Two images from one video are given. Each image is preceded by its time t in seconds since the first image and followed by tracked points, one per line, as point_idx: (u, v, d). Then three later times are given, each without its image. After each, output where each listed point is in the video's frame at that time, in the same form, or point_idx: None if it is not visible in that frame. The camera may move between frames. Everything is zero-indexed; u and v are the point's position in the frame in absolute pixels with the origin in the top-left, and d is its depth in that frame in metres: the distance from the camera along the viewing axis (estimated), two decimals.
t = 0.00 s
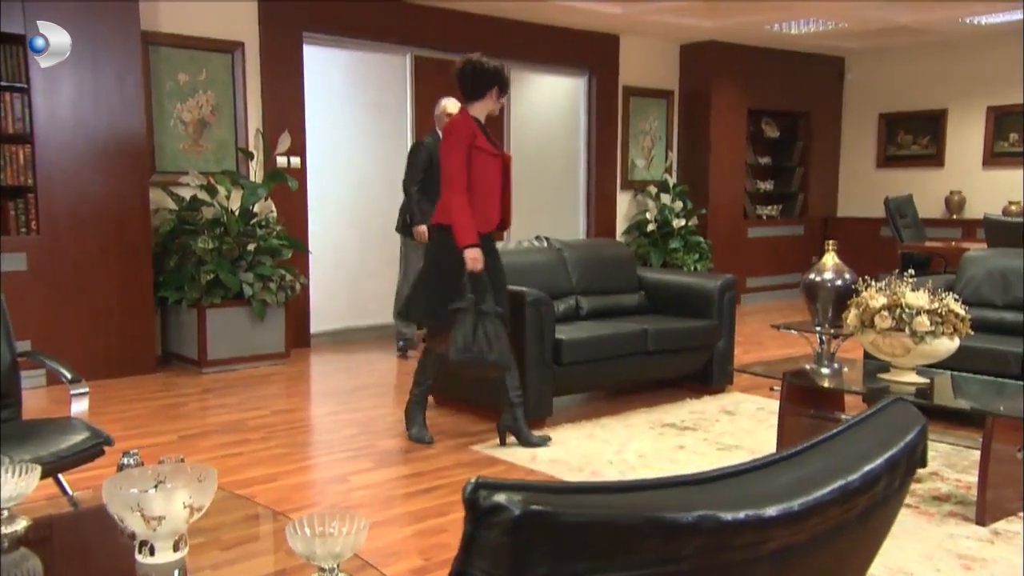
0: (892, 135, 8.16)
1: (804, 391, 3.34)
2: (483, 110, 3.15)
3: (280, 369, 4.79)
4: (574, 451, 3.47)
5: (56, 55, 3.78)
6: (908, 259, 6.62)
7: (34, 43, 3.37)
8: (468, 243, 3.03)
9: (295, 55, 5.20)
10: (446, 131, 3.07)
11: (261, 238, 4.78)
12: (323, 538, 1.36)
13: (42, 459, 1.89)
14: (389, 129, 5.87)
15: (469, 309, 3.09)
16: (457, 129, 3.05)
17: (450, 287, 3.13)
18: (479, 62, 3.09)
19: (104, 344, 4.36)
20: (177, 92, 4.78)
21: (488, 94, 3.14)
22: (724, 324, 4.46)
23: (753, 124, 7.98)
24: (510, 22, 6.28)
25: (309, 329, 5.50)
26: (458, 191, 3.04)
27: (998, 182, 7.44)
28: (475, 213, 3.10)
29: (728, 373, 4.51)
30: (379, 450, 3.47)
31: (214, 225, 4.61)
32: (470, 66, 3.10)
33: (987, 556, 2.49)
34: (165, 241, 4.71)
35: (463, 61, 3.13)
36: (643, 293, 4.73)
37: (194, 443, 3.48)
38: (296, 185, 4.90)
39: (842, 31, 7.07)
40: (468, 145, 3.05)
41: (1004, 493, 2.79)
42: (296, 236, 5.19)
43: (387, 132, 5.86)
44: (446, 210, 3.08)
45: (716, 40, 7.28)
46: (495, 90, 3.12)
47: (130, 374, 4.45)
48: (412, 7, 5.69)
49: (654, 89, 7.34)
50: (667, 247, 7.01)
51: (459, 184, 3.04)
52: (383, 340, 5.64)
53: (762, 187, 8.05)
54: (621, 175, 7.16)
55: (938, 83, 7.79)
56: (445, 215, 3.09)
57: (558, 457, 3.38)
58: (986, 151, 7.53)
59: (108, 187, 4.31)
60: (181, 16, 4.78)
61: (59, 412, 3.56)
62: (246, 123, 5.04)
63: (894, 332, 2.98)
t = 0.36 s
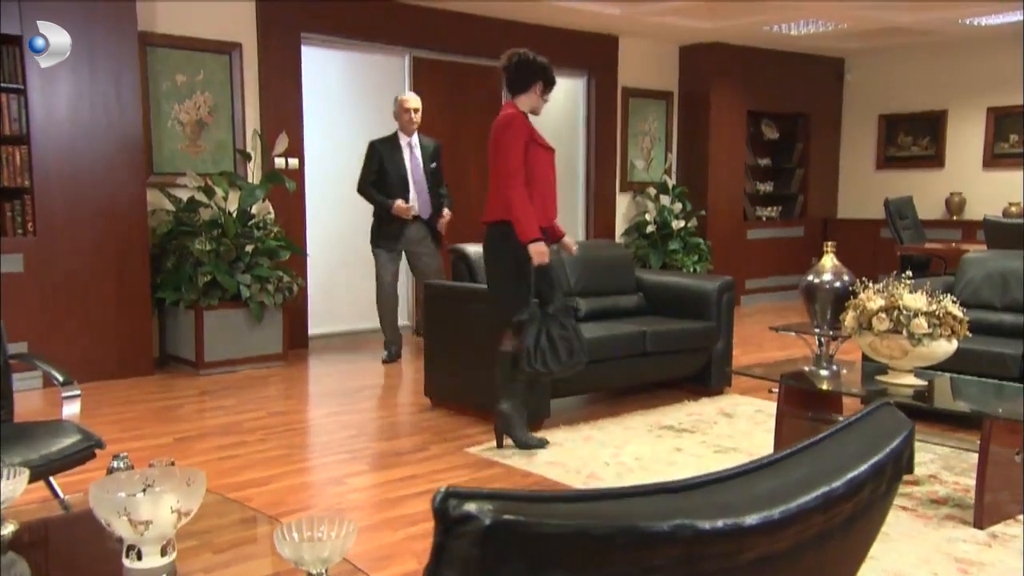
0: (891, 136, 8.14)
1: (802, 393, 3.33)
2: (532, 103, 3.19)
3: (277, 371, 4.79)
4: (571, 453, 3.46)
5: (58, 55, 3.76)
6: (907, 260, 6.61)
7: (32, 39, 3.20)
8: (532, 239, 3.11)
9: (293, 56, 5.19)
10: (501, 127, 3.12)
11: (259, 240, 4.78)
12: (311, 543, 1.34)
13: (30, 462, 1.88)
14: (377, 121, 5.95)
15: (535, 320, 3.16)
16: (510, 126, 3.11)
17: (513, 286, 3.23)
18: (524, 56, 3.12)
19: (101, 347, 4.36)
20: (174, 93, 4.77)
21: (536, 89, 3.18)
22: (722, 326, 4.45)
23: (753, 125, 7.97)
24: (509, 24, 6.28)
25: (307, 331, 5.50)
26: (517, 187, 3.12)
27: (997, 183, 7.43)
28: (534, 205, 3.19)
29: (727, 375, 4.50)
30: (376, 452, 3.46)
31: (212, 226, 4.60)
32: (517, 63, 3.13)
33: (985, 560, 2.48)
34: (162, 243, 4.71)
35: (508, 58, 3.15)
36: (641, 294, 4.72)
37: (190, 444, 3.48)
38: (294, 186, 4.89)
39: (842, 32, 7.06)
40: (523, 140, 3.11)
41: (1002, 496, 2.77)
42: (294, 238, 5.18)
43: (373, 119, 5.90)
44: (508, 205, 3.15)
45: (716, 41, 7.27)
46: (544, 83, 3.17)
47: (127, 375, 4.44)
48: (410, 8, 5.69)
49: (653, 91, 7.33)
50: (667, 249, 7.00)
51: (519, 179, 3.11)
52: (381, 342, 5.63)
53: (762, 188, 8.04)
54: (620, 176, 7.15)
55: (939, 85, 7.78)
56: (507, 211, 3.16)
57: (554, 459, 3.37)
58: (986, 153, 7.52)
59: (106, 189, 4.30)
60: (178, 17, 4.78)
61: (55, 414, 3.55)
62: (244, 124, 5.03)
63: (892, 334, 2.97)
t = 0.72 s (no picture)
0: (896, 139, 8.12)
1: (804, 398, 3.31)
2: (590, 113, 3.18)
3: (279, 374, 4.78)
4: (571, 457, 3.44)
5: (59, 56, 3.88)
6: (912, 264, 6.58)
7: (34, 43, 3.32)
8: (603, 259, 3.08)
9: (296, 59, 5.19)
10: (572, 140, 3.07)
11: (261, 243, 4.78)
12: (303, 549, 1.34)
13: (24, 467, 1.87)
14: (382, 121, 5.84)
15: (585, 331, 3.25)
16: (581, 137, 3.06)
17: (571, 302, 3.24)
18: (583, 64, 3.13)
19: (104, 351, 4.36)
20: (177, 96, 4.78)
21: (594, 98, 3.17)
22: (725, 330, 4.44)
23: (756, 128, 7.96)
24: (513, 25, 6.28)
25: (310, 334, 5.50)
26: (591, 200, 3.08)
27: (1003, 186, 7.39)
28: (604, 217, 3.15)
29: (729, 380, 4.49)
30: (376, 456, 3.45)
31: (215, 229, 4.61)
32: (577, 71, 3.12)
33: (988, 566, 2.46)
34: (164, 246, 4.71)
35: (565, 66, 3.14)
36: (644, 298, 4.70)
37: (191, 448, 3.47)
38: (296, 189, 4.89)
39: (846, 35, 7.04)
40: (594, 152, 3.08)
41: (1006, 502, 2.75)
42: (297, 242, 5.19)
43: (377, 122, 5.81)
44: (579, 219, 3.11)
45: (720, 44, 7.26)
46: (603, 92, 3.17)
47: (129, 378, 4.45)
48: (413, 11, 5.70)
49: (657, 94, 7.32)
50: (671, 252, 6.96)
51: (592, 192, 3.07)
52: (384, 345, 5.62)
53: (766, 191, 8.02)
54: (624, 179, 7.15)
55: (944, 87, 7.75)
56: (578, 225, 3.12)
57: (555, 464, 3.36)
58: (992, 155, 7.49)
59: (109, 193, 4.31)
60: (181, 21, 4.79)
61: (56, 417, 3.55)
62: (247, 128, 5.04)
63: (894, 339, 2.95)
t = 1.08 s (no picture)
0: (901, 142, 8.08)
1: (806, 402, 3.29)
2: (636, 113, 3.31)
3: (281, 378, 4.78)
4: (572, 462, 3.43)
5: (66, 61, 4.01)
6: (916, 267, 6.55)
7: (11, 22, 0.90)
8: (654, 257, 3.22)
9: (298, 63, 5.19)
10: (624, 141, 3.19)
11: (264, 247, 4.77)
12: (295, 556, 1.33)
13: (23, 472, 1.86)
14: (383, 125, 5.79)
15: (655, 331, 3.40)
16: (630, 137, 3.19)
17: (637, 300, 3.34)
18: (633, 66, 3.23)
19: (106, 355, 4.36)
20: (179, 100, 4.79)
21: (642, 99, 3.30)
22: (728, 334, 4.42)
23: (760, 131, 7.93)
24: (516, 29, 6.27)
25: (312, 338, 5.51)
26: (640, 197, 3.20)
27: (1009, 190, 7.36)
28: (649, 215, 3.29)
29: (732, 384, 4.47)
30: (376, 461, 3.44)
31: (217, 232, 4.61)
32: (629, 70, 3.23)
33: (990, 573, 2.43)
34: (166, 249, 4.72)
35: (615, 66, 3.25)
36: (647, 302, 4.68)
37: (191, 452, 3.47)
38: (298, 193, 4.89)
39: (850, 38, 7.01)
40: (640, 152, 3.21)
41: (1010, 508, 2.73)
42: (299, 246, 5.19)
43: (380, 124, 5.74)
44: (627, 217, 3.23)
45: (723, 47, 7.25)
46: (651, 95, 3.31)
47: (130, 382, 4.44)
48: (416, 16, 5.70)
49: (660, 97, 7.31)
50: (674, 255, 6.86)
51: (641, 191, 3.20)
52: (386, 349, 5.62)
53: (770, 195, 7.98)
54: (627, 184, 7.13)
55: (948, 91, 7.73)
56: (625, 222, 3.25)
57: (556, 468, 3.34)
58: (997, 159, 7.45)
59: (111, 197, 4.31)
60: (182, 25, 4.79)
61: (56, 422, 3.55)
62: (249, 131, 5.04)
63: (897, 343, 2.93)
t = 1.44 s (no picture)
0: (901, 143, 8.07)
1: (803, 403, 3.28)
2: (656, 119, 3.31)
3: (278, 379, 4.77)
4: (567, 464, 3.41)
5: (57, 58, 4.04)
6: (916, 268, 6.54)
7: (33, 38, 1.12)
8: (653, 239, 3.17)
9: (295, 63, 5.18)
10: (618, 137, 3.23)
11: (260, 247, 4.76)
12: (278, 562, 1.32)
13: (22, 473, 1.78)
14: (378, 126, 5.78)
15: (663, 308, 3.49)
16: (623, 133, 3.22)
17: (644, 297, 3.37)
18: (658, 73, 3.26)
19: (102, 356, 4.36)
20: (175, 100, 4.78)
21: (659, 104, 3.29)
22: (725, 335, 4.41)
23: (759, 132, 7.92)
24: (514, 29, 6.26)
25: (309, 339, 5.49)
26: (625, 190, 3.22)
27: (1009, 190, 7.35)
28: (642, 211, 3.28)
29: (729, 386, 4.46)
30: (371, 462, 3.43)
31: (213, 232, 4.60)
32: (650, 76, 3.27)
33: None
34: (163, 250, 4.71)
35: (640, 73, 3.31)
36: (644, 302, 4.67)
37: (186, 453, 3.46)
38: (295, 194, 4.88)
39: (850, 39, 7.00)
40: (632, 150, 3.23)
41: (1006, 510, 2.71)
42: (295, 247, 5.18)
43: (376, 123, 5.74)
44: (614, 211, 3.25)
45: (722, 48, 7.23)
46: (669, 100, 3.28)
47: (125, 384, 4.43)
48: (414, 16, 5.69)
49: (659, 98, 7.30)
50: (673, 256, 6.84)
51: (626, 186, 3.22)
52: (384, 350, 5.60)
53: (769, 195, 7.96)
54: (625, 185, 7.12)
55: (948, 91, 7.71)
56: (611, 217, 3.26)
57: (551, 470, 3.33)
58: (997, 159, 7.44)
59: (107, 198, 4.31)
60: (179, 26, 4.79)
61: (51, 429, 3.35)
62: (245, 132, 5.03)
63: (893, 344, 2.91)
